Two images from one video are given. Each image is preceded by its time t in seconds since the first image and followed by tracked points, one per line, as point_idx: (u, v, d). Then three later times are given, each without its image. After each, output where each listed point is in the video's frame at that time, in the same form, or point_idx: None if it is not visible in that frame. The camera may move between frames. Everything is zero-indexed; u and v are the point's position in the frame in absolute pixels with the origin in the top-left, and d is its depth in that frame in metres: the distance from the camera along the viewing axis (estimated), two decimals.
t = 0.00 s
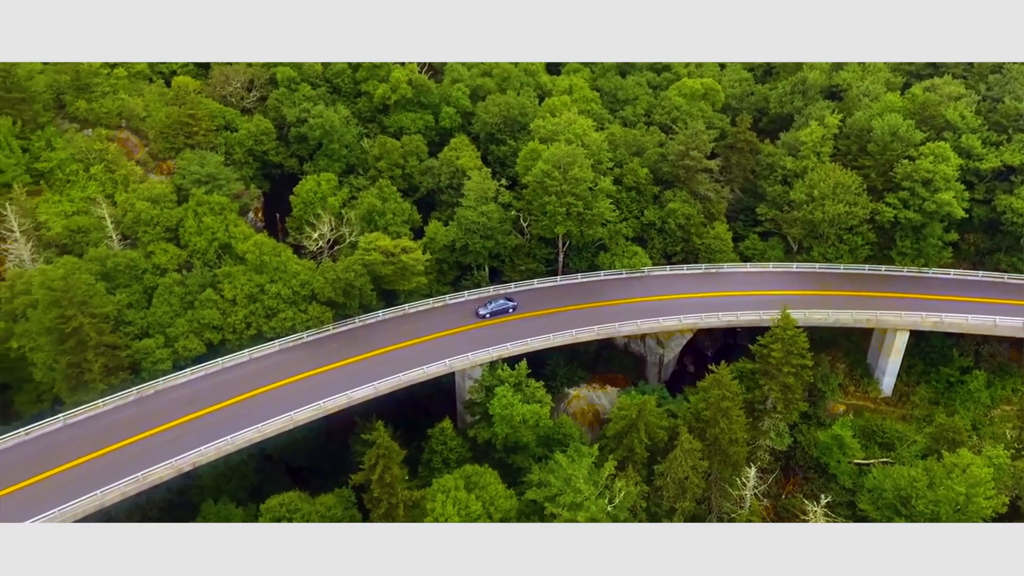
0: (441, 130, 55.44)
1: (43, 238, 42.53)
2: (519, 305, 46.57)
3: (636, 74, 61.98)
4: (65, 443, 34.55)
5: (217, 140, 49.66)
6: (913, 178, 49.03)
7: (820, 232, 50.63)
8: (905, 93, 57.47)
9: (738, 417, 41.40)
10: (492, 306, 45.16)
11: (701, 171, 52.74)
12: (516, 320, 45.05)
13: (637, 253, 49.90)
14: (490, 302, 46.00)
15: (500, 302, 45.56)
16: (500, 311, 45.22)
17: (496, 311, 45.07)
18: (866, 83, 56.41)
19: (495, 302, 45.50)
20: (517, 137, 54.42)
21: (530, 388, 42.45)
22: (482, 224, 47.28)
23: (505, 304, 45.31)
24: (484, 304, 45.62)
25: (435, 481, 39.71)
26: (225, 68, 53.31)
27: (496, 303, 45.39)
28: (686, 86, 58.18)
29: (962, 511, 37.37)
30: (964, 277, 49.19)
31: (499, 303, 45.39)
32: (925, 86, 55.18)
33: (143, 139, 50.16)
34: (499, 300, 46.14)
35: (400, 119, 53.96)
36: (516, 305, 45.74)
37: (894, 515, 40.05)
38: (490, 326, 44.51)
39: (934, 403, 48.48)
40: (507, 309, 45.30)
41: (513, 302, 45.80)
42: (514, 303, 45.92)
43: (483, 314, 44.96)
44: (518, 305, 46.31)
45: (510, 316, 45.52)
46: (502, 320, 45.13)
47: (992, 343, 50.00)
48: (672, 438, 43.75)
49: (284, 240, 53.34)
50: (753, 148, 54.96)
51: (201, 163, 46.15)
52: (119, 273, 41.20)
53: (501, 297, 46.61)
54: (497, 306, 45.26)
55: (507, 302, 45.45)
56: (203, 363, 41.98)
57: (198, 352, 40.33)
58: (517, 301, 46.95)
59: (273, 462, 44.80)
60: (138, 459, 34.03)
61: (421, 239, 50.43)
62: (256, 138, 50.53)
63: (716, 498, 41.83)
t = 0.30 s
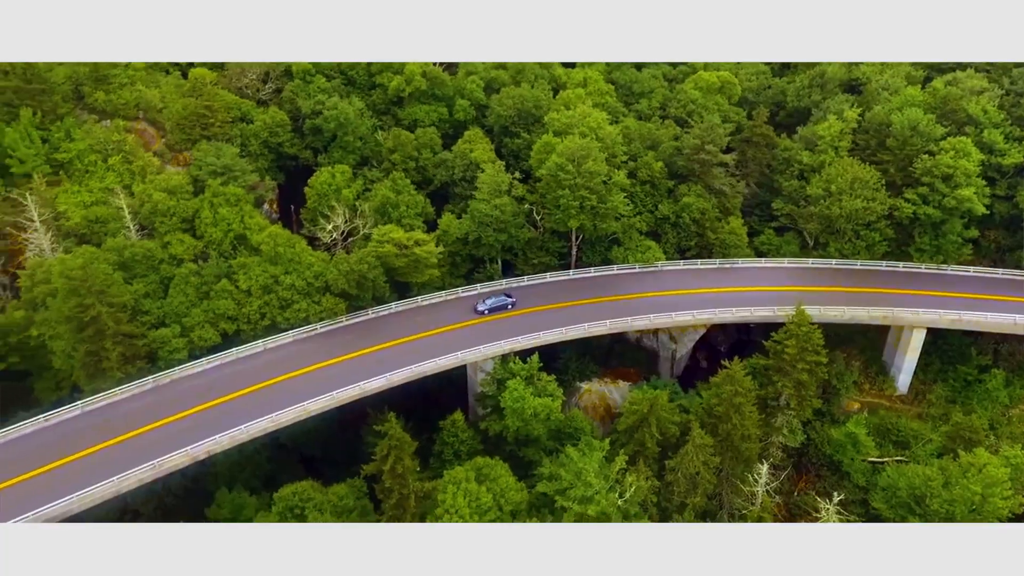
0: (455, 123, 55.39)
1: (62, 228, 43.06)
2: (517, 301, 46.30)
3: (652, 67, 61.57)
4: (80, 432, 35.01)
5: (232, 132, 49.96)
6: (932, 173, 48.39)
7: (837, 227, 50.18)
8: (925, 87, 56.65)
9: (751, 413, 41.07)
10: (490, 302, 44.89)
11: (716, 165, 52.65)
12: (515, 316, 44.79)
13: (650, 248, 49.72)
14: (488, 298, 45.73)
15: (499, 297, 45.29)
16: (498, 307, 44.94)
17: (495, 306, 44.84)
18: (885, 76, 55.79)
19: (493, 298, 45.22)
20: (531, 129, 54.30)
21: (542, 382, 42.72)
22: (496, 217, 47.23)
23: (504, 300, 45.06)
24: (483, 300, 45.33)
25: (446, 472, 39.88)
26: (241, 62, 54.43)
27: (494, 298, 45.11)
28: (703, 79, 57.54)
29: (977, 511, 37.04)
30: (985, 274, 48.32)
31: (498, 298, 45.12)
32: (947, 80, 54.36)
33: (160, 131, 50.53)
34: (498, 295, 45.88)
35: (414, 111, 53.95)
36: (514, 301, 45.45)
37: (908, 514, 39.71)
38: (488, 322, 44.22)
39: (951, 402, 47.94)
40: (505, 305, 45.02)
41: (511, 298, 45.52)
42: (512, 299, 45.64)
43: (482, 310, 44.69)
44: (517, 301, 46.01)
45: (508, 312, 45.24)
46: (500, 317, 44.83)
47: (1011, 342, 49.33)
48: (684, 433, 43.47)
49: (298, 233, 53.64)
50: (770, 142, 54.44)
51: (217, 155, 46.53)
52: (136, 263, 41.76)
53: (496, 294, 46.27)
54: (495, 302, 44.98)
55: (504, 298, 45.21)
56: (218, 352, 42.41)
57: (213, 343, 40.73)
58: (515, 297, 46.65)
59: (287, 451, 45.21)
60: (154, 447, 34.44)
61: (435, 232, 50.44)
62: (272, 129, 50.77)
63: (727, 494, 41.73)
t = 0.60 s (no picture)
0: (474, 113, 55.31)
1: (87, 214, 43.74)
2: (515, 296, 45.75)
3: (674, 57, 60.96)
4: (105, 413, 35.84)
5: (254, 121, 50.26)
6: (960, 167, 47.50)
7: (860, 222, 49.28)
8: (954, 79, 55.41)
9: (768, 408, 40.74)
10: (488, 297, 44.35)
11: (738, 158, 51.87)
12: (513, 312, 44.36)
13: (668, 240, 49.43)
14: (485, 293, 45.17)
15: (498, 292, 44.72)
16: (497, 302, 44.42)
17: (493, 301, 44.31)
18: (912, 68, 55.11)
19: (491, 292, 44.64)
20: (550, 120, 54.17)
21: (558, 373, 42.71)
22: (514, 209, 47.21)
23: (502, 294, 44.52)
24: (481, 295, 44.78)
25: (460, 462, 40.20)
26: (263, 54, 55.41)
27: (492, 293, 44.53)
28: (726, 71, 56.72)
29: (999, 513, 36.28)
30: (1014, 271, 46.91)
31: (496, 293, 44.52)
32: (977, 73, 53.14)
33: (182, 119, 51.04)
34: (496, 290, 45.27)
35: (433, 101, 53.92)
36: (513, 296, 44.94)
37: (927, 514, 39.18)
38: (485, 317, 43.74)
39: (974, 401, 47.09)
40: (504, 300, 44.50)
41: (510, 293, 44.97)
42: (510, 294, 45.08)
43: (481, 305, 44.11)
44: (515, 296, 45.50)
45: (506, 307, 44.72)
46: (498, 312, 44.34)
47: None
48: (700, 427, 43.42)
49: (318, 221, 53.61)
50: (793, 135, 53.45)
51: (238, 143, 46.93)
52: (159, 250, 42.42)
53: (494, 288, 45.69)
54: (493, 297, 44.42)
55: (502, 294, 44.61)
56: (238, 339, 42.94)
57: (233, 330, 41.31)
58: (513, 292, 46.10)
59: (305, 438, 45.78)
60: (178, 429, 35.21)
61: (452, 222, 50.47)
62: (292, 119, 51.12)
63: (743, 489, 41.54)
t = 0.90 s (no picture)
0: (489, 106, 55.25)
1: (106, 205, 44.25)
2: (514, 293, 45.51)
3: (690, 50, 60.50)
4: (122, 401, 36.41)
5: (270, 113, 50.60)
6: (982, 163, 46.62)
7: (878, 219, 48.74)
8: (978, 74, 54.46)
9: (782, 406, 40.50)
10: (487, 294, 44.11)
11: (754, 152, 51.35)
12: (512, 308, 44.11)
13: (683, 235, 48.85)
14: (484, 290, 44.94)
15: (497, 289, 44.46)
16: (495, 299, 44.17)
17: (491, 298, 44.04)
18: (934, 62, 54.42)
19: (490, 289, 44.41)
20: (565, 113, 54.03)
21: (570, 367, 42.69)
22: (527, 202, 47.18)
23: (501, 291, 44.26)
24: (479, 292, 44.59)
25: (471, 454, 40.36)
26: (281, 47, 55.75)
27: (492, 290, 44.29)
28: (743, 64, 56.53)
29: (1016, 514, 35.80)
30: None
31: (494, 290, 44.25)
32: (1001, 67, 52.26)
33: (199, 111, 51.44)
34: (495, 287, 45.02)
35: (448, 94, 53.90)
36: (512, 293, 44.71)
37: (942, 515, 38.75)
38: (485, 314, 43.52)
39: (993, 401, 46.42)
40: (503, 297, 44.25)
41: (509, 289, 44.74)
42: (509, 291, 44.83)
43: (478, 303, 43.96)
44: (514, 293, 45.26)
45: (505, 304, 44.45)
46: (497, 309, 44.09)
47: None
48: (712, 423, 43.24)
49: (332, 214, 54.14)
50: (810, 129, 53.06)
51: (254, 135, 47.25)
52: (176, 241, 42.68)
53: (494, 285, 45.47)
54: (492, 294, 44.18)
55: (500, 291, 44.32)
56: (253, 329, 43.33)
57: (248, 321, 41.66)
58: (512, 289, 45.85)
59: (318, 429, 46.18)
60: (192, 419, 35.59)
61: (466, 215, 50.58)
62: (308, 111, 51.34)
63: (755, 486, 41.34)
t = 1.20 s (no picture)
0: (509, 99, 55.15)
1: (131, 194, 44.92)
2: (512, 290, 45.11)
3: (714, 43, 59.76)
4: (145, 387, 37.10)
5: (292, 105, 50.97)
6: (1013, 161, 45.48)
7: (904, 216, 47.90)
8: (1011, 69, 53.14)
9: (801, 405, 40.13)
10: (485, 291, 43.75)
11: (777, 147, 50.65)
12: (510, 305, 43.74)
13: (703, 231, 48.72)
14: (482, 286, 44.56)
15: (494, 286, 44.06)
16: (494, 296, 43.78)
17: (489, 294, 43.70)
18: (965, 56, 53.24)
19: (488, 286, 44.04)
20: (585, 107, 53.77)
21: (586, 362, 42.60)
22: (546, 195, 47.03)
23: (500, 288, 43.88)
24: (477, 289, 44.22)
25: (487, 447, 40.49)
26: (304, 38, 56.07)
27: (490, 286, 43.91)
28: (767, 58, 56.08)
29: None
30: None
31: (493, 287, 43.91)
32: None
33: (222, 101, 51.91)
34: (493, 284, 44.62)
35: (468, 86, 53.86)
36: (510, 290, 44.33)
37: (963, 518, 38.10)
38: (483, 311, 43.20)
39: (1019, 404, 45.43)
40: (501, 294, 43.84)
41: (507, 286, 44.34)
42: (507, 288, 44.44)
43: (476, 299, 43.57)
44: (512, 290, 44.88)
45: (503, 301, 44.05)
46: (496, 305, 43.71)
47: None
48: (729, 421, 42.98)
49: (352, 205, 54.41)
50: (836, 125, 52.32)
51: (276, 126, 47.62)
52: (198, 230, 43.19)
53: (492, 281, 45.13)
54: (490, 291, 43.79)
55: (499, 287, 43.94)
56: (272, 319, 43.78)
57: (268, 310, 42.10)
58: (510, 286, 45.43)
59: (335, 418, 46.66)
60: (212, 406, 36.11)
61: (484, 208, 50.63)
62: (329, 102, 51.66)
63: (771, 485, 40.97)
